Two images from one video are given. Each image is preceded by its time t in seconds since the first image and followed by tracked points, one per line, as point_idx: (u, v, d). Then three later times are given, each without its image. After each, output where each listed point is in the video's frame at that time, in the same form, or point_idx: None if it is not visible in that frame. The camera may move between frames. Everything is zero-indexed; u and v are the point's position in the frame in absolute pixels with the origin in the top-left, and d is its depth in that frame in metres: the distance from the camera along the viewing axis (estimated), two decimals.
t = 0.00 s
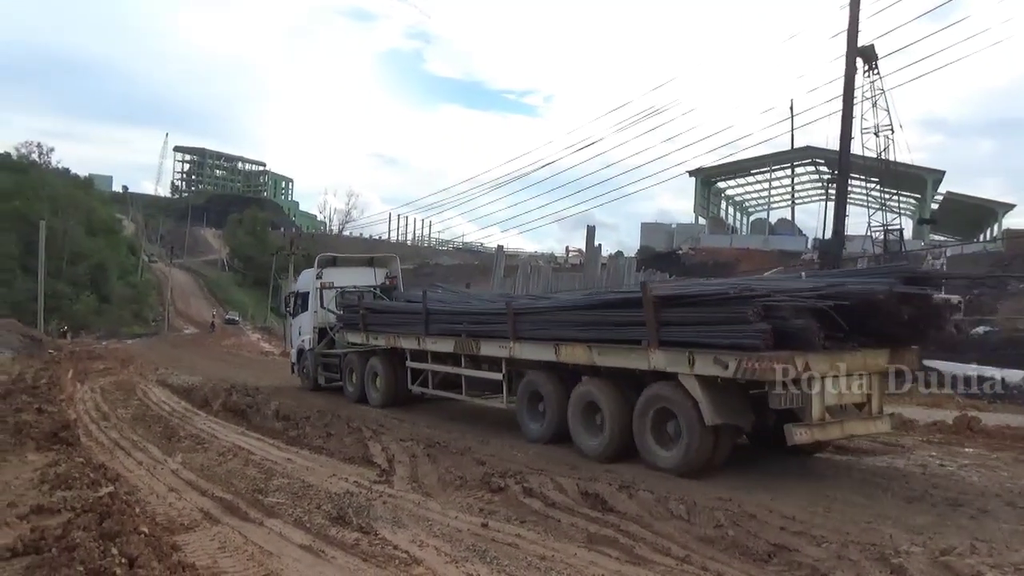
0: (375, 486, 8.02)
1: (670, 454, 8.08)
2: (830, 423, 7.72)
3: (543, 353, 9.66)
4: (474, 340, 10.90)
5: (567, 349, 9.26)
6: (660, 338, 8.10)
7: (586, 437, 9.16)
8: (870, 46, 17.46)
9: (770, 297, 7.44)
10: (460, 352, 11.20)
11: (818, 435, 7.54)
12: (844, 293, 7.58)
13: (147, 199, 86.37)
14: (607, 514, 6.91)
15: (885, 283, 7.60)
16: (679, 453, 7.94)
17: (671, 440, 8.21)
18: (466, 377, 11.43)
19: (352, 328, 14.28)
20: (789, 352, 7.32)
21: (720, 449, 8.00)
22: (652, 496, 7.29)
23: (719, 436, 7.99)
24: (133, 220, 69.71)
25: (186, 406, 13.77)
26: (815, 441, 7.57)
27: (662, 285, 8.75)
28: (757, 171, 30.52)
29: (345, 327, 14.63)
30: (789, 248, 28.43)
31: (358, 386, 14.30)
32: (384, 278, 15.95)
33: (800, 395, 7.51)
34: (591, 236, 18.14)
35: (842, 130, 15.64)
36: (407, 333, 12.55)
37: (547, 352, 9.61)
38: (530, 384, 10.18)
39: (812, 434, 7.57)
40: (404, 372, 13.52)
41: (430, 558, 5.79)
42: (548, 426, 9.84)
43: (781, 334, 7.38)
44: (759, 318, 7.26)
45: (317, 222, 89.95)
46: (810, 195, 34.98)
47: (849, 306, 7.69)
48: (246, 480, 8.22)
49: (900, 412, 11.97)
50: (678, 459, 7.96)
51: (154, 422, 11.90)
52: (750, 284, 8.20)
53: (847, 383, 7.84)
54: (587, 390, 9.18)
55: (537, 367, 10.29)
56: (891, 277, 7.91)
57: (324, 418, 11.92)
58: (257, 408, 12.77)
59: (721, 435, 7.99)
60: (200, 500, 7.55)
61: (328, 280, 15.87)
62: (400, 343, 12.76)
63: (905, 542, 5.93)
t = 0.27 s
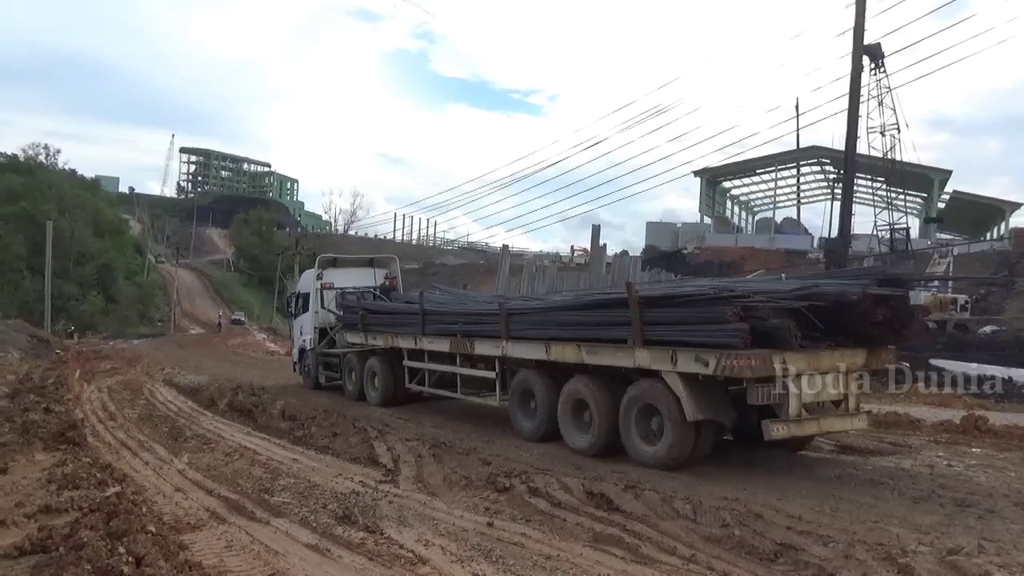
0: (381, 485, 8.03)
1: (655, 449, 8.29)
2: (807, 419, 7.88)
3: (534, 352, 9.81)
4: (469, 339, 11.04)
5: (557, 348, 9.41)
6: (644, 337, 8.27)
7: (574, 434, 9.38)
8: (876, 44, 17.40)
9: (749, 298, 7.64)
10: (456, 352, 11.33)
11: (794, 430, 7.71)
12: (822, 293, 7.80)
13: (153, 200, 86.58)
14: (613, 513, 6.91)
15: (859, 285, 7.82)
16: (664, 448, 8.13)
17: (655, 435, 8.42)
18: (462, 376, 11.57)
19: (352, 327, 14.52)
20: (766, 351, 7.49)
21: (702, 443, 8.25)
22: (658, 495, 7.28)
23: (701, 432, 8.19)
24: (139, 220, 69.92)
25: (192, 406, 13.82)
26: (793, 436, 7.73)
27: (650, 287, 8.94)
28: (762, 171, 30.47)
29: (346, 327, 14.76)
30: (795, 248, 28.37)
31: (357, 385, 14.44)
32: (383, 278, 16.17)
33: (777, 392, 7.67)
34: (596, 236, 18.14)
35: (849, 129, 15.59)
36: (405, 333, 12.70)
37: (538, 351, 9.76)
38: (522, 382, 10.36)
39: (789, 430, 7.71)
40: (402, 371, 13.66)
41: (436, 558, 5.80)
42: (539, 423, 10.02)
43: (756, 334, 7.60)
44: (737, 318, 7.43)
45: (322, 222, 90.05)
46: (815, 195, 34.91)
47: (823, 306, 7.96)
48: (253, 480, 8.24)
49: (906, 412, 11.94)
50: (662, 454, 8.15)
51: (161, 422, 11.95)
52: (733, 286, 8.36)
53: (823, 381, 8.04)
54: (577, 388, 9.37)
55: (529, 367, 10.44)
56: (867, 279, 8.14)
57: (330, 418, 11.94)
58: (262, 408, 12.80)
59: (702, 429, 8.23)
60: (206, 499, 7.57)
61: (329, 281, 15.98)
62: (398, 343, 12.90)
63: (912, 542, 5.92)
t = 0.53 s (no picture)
0: (386, 485, 8.04)
1: (641, 445, 8.51)
2: (790, 416, 7.99)
3: (528, 350, 10.00)
4: (466, 338, 11.20)
5: (550, 346, 9.60)
6: (632, 335, 8.50)
7: (567, 430, 9.63)
8: (882, 42, 17.35)
9: (732, 298, 7.83)
10: (453, 350, 11.50)
11: (776, 426, 7.83)
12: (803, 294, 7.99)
13: (159, 200, 86.82)
14: (618, 513, 6.90)
15: (837, 284, 8.01)
16: (651, 447, 8.35)
17: (643, 433, 8.65)
18: (457, 374, 11.72)
19: (351, 326, 14.68)
20: (748, 349, 7.70)
21: (688, 441, 8.49)
22: (662, 495, 7.26)
23: (686, 429, 8.40)
24: (145, 221, 70.09)
25: (198, 406, 13.85)
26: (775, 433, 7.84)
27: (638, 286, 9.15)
28: (767, 170, 30.42)
29: (346, 326, 14.89)
30: (800, 247, 28.30)
31: (357, 383, 14.57)
32: (385, 279, 16.21)
33: (759, 389, 7.85)
34: (600, 236, 18.12)
35: (854, 127, 15.55)
36: (403, 332, 12.86)
37: (531, 350, 9.96)
38: (516, 379, 10.55)
39: (772, 426, 7.84)
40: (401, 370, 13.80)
41: (441, 557, 5.80)
42: (532, 419, 10.23)
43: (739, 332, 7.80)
44: (719, 317, 7.64)
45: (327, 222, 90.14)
46: (821, 194, 34.81)
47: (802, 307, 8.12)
48: (258, 479, 8.25)
49: (912, 411, 11.90)
50: (649, 451, 8.37)
51: (167, 422, 11.98)
52: (717, 285, 8.56)
53: (804, 378, 8.12)
54: (568, 386, 9.58)
55: (522, 365, 10.63)
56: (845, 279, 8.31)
57: (335, 418, 11.96)
58: (268, 408, 12.83)
59: (688, 427, 8.46)
60: (212, 499, 7.59)
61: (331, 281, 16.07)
62: (396, 341, 13.05)
63: (919, 541, 5.90)
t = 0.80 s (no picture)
0: (391, 484, 8.05)
1: (627, 441, 8.74)
2: (767, 412, 8.26)
3: (519, 349, 10.20)
4: (460, 337, 11.35)
5: (540, 345, 9.80)
6: (618, 335, 8.72)
7: (557, 424, 9.93)
8: (887, 40, 17.30)
9: (714, 299, 8.05)
10: (448, 349, 11.65)
11: (755, 423, 8.10)
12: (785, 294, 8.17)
13: (164, 200, 86.97)
14: (622, 512, 6.90)
15: (815, 285, 8.22)
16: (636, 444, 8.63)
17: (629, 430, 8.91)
18: (454, 372, 11.89)
19: (350, 325, 14.79)
20: (729, 348, 7.89)
21: (672, 436, 8.78)
22: (667, 494, 7.25)
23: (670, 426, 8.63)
24: (151, 220, 70.24)
25: (203, 405, 13.87)
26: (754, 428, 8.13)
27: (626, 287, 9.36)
28: (772, 168, 30.35)
29: (345, 326, 15.00)
30: (805, 245, 28.24)
31: (357, 382, 14.71)
32: (385, 279, 16.35)
33: (739, 387, 8.07)
34: (605, 235, 18.11)
35: (859, 125, 15.51)
36: (401, 331, 12.99)
37: (522, 349, 10.16)
38: (508, 378, 10.77)
39: (750, 422, 8.12)
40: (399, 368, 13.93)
41: (446, 556, 5.81)
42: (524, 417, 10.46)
43: (719, 333, 7.99)
44: (701, 318, 7.88)
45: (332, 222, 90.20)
46: (826, 192, 34.72)
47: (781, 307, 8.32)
48: (263, 478, 8.27)
49: (917, 410, 11.87)
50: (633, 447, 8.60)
51: (173, 421, 12.00)
52: (703, 287, 8.77)
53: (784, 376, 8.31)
54: (559, 384, 9.81)
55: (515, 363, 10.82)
56: (822, 280, 8.52)
57: (340, 417, 11.97)
58: (273, 407, 12.86)
59: (672, 424, 8.74)
60: (218, 497, 7.61)
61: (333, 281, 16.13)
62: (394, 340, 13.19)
63: (925, 541, 5.88)
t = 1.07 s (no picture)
0: (395, 483, 8.06)
1: (611, 438, 8.89)
2: (746, 407, 8.46)
3: (509, 348, 10.36)
4: (455, 338, 11.50)
5: (530, 345, 9.96)
6: (602, 335, 8.88)
7: (546, 423, 10.05)
8: (891, 38, 17.26)
9: (693, 299, 8.21)
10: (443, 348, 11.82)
11: (734, 418, 8.30)
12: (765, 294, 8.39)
13: (168, 200, 87.12)
14: (626, 510, 6.89)
15: (790, 285, 8.47)
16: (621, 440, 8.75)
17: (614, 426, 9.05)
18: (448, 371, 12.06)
19: (349, 326, 14.89)
20: (707, 348, 8.08)
21: (656, 432, 8.89)
22: (672, 493, 7.24)
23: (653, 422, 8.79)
24: (156, 221, 70.37)
25: (208, 404, 13.90)
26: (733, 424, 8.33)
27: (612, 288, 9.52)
28: (776, 167, 30.30)
29: (344, 326, 15.11)
30: (809, 244, 28.19)
31: (355, 380, 14.84)
32: (383, 279, 16.33)
33: (717, 384, 8.28)
34: (608, 234, 18.11)
35: (863, 123, 15.48)
36: (398, 331, 13.13)
37: (512, 348, 10.32)
38: (499, 376, 10.92)
39: (728, 417, 8.30)
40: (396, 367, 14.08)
41: (450, 555, 5.82)
42: (514, 414, 10.61)
43: (699, 332, 8.13)
44: (679, 318, 8.04)
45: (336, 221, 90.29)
46: (830, 190, 34.66)
47: (761, 308, 8.57)
48: (268, 477, 8.28)
49: (922, 409, 11.85)
50: (617, 443, 8.75)
51: (178, 420, 12.02)
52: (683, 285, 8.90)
53: (760, 373, 8.59)
54: (547, 382, 9.96)
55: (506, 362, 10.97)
56: (796, 279, 8.75)
57: (344, 416, 11.98)
58: (277, 406, 12.88)
59: (655, 419, 8.86)
60: (222, 496, 7.63)
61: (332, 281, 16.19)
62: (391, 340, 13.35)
63: (929, 539, 5.87)
